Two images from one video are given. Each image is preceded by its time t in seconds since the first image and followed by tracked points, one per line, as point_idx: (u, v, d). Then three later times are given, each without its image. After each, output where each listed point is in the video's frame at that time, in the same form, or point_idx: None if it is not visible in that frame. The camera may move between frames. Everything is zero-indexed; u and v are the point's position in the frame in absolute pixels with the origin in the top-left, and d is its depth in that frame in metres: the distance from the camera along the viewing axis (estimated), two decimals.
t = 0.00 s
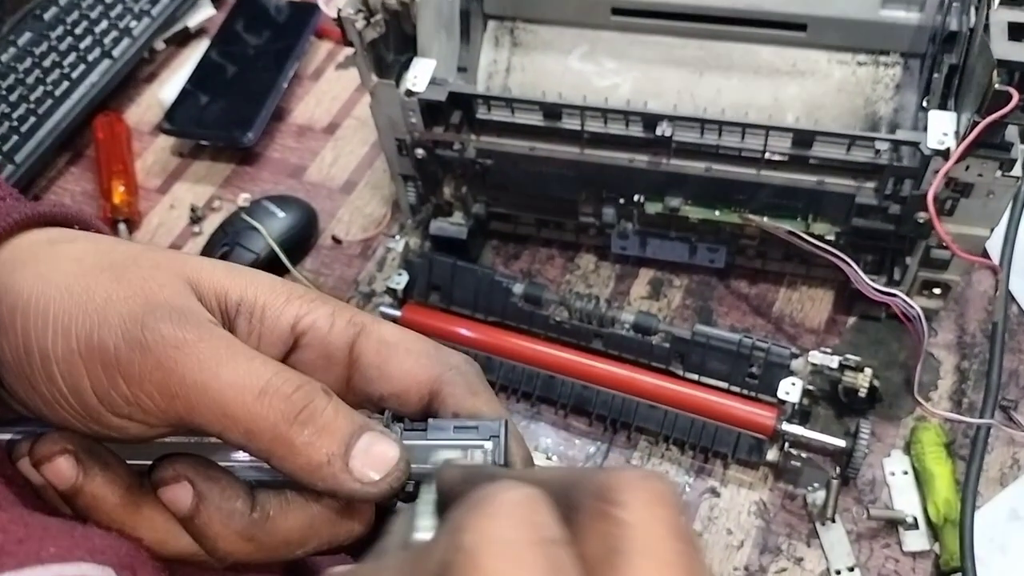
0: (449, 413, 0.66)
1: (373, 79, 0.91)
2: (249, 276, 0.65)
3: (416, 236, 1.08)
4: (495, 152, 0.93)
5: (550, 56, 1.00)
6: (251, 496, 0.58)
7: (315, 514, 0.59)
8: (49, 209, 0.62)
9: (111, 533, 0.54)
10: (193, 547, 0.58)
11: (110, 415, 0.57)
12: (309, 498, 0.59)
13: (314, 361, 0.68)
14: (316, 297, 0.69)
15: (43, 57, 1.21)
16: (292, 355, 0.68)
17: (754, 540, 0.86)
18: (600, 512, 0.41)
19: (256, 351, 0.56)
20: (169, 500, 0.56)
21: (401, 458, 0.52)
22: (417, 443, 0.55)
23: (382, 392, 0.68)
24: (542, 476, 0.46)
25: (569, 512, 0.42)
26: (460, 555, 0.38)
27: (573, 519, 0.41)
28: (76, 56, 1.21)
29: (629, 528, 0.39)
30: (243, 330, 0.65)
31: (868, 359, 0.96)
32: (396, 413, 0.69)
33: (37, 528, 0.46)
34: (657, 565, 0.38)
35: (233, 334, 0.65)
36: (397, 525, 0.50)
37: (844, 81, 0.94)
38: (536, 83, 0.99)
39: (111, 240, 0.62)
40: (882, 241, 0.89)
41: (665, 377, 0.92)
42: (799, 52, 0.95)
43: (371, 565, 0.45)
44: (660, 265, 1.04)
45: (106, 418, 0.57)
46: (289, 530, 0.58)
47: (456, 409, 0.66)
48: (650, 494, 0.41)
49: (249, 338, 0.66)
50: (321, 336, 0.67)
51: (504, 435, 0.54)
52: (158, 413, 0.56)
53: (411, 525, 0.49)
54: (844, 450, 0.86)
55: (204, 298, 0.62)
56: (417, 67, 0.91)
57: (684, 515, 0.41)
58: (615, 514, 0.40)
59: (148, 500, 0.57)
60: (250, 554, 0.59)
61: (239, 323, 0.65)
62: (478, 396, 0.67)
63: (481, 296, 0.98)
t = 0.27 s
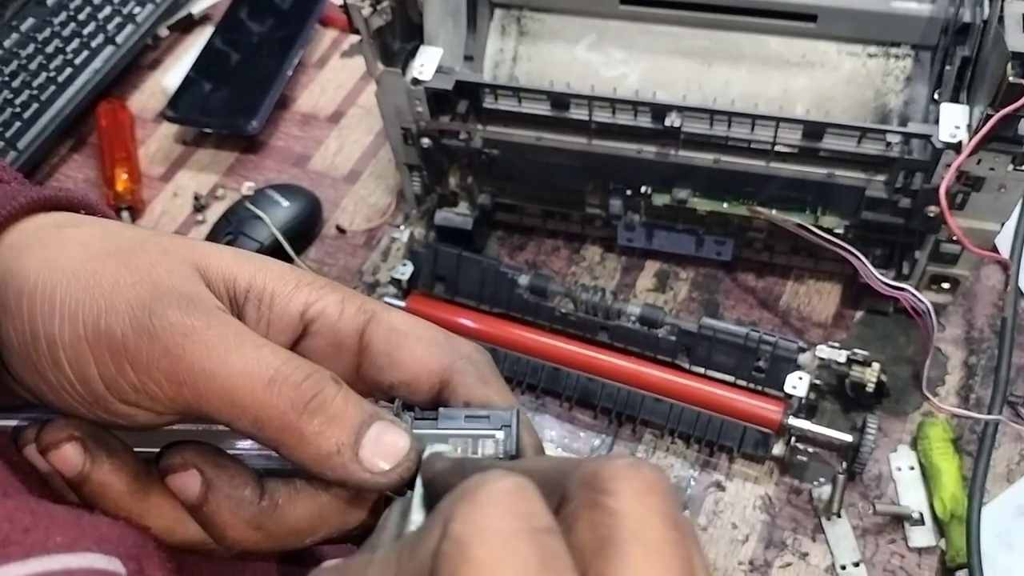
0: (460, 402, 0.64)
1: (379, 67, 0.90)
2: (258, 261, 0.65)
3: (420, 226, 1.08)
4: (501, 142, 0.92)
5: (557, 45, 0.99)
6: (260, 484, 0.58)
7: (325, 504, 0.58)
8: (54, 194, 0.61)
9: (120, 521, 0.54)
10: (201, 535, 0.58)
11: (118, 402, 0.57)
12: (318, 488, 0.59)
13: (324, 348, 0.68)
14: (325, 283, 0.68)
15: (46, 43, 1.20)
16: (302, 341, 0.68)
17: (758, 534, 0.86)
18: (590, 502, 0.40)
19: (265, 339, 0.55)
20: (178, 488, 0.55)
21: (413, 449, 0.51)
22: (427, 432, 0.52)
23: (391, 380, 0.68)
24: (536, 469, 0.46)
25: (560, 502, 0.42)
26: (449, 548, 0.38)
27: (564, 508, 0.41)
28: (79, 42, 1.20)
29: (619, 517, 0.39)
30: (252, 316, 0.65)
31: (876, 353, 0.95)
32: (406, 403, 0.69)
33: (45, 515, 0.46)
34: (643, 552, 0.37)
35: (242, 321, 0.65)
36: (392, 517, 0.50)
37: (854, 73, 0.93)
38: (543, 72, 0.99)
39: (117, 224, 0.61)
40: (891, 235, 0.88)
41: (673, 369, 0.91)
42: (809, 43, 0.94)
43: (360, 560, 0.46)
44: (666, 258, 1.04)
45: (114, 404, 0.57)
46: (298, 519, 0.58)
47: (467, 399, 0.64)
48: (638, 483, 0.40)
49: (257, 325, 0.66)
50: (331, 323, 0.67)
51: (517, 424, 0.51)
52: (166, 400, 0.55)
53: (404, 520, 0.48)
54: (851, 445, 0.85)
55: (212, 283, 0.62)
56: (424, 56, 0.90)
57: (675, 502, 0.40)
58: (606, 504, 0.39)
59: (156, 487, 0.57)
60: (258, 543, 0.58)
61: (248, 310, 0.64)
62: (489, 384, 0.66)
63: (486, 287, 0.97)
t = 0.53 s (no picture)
0: (459, 392, 0.65)
1: (383, 55, 0.89)
2: (256, 249, 0.65)
3: (423, 215, 1.09)
4: (505, 132, 0.92)
5: (563, 35, 0.98)
6: (256, 472, 0.58)
7: (320, 493, 0.59)
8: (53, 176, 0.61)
9: (115, 507, 0.54)
10: (195, 522, 0.57)
11: (114, 389, 0.56)
12: (314, 477, 0.59)
13: (323, 336, 0.68)
14: (324, 270, 0.68)
15: (50, 27, 1.19)
16: (300, 328, 0.67)
17: (757, 529, 0.85)
18: (634, 505, 0.40)
19: (262, 327, 0.55)
20: (173, 476, 0.56)
21: (410, 440, 0.53)
22: (426, 422, 0.56)
23: (390, 367, 0.68)
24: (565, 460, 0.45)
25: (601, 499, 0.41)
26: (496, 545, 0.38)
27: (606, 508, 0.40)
28: (83, 26, 1.20)
29: (664, 522, 0.38)
30: (250, 303, 0.65)
31: (878, 349, 0.95)
32: (404, 391, 0.69)
33: (39, 501, 0.46)
34: (689, 559, 0.37)
35: (240, 308, 0.64)
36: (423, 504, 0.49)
37: (861, 67, 0.92)
38: (549, 63, 0.98)
39: (115, 209, 0.60)
40: (896, 230, 0.88)
41: (673, 363, 0.91)
42: (816, 36, 0.93)
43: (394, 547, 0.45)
44: (669, 251, 1.03)
45: (110, 391, 0.56)
46: (294, 508, 0.58)
47: (465, 388, 0.65)
48: (685, 487, 0.40)
49: (255, 313, 0.65)
50: (330, 311, 0.67)
51: (513, 416, 0.55)
52: (162, 387, 0.55)
53: (435, 508, 0.47)
54: (852, 440, 0.86)
55: (210, 269, 0.62)
56: (429, 44, 0.90)
57: (717, 507, 0.40)
58: (650, 507, 0.39)
59: (152, 474, 0.56)
60: (253, 532, 0.58)
61: (246, 297, 0.64)
62: (489, 373, 0.66)
63: (488, 278, 0.97)
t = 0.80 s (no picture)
0: (454, 384, 0.66)
1: (383, 44, 0.89)
2: (253, 241, 0.65)
3: (423, 205, 1.09)
4: (505, 121, 0.92)
5: (563, 25, 0.98)
6: (252, 463, 0.58)
7: (317, 483, 0.60)
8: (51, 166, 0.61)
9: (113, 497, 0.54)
10: (192, 512, 0.57)
11: (111, 379, 0.56)
12: (309, 468, 0.60)
13: (319, 328, 0.68)
14: (320, 262, 0.68)
15: (50, 16, 1.19)
16: (296, 321, 0.68)
17: (756, 518, 0.86)
18: (643, 495, 0.39)
19: (257, 319, 0.55)
20: (170, 466, 0.56)
21: (405, 431, 0.53)
22: (422, 414, 0.57)
23: (387, 359, 0.69)
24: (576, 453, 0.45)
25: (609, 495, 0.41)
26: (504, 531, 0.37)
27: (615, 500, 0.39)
28: (82, 15, 1.19)
29: (673, 511, 0.38)
30: (247, 295, 0.65)
31: (877, 339, 0.95)
32: (399, 382, 0.70)
33: (38, 489, 0.46)
34: (698, 547, 0.36)
35: (237, 300, 0.65)
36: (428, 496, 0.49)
37: (861, 57, 0.92)
38: (549, 52, 0.98)
39: (111, 200, 0.60)
40: (896, 220, 0.88)
41: (671, 353, 0.91)
42: (817, 26, 0.93)
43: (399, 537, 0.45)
44: (669, 241, 1.03)
45: (107, 382, 0.57)
46: (290, 498, 0.59)
47: (462, 380, 0.65)
48: (693, 478, 0.39)
49: (252, 305, 0.65)
50: (326, 303, 0.67)
51: (508, 408, 0.56)
52: (158, 378, 0.55)
53: (442, 499, 0.47)
54: (850, 430, 0.86)
55: (207, 261, 0.62)
56: (429, 34, 0.90)
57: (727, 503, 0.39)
58: (659, 497, 0.38)
59: (148, 464, 0.57)
60: (249, 523, 0.59)
61: (242, 288, 0.64)
62: (484, 367, 0.67)
63: (488, 268, 0.97)
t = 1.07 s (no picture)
0: (455, 375, 0.66)
1: (382, 45, 0.90)
2: (252, 234, 0.65)
3: (423, 205, 1.08)
4: (504, 121, 0.92)
5: (562, 25, 0.98)
6: (253, 455, 0.59)
7: (318, 475, 0.60)
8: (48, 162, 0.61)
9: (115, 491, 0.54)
10: (194, 504, 0.58)
11: (111, 372, 0.57)
12: (310, 460, 0.60)
13: (319, 321, 0.69)
14: (320, 256, 0.68)
15: (51, 17, 1.19)
16: (296, 314, 0.68)
17: (755, 515, 0.86)
18: (624, 484, 0.40)
19: (257, 312, 0.55)
20: (171, 459, 0.56)
21: (405, 423, 0.54)
22: (422, 406, 0.57)
23: (386, 352, 0.69)
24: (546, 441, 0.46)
25: (590, 483, 0.42)
26: (488, 522, 0.37)
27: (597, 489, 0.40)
28: (84, 16, 1.20)
29: (653, 499, 0.39)
30: (247, 289, 0.65)
31: (876, 337, 0.95)
32: (399, 375, 0.71)
33: (35, 484, 0.47)
34: (678, 534, 0.38)
35: (237, 294, 0.65)
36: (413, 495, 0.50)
37: (860, 56, 0.92)
38: (548, 52, 0.98)
39: (111, 195, 0.61)
40: (894, 219, 0.88)
41: (670, 351, 0.92)
42: (815, 25, 0.93)
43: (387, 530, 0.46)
44: (668, 239, 1.04)
45: (108, 375, 0.57)
46: (290, 490, 0.59)
47: (461, 372, 0.66)
48: (670, 466, 0.40)
49: (252, 298, 0.66)
50: (325, 296, 0.67)
51: (507, 399, 0.57)
52: (158, 372, 0.55)
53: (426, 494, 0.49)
54: (848, 427, 0.86)
55: (206, 256, 0.62)
56: (428, 34, 0.90)
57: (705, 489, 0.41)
58: (639, 486, 0.39)
59: (149, 457, 0.57)
60: (250, 515, 0.59)
61: (243, 282, 0.65)
62: (484, 358, 0.67)
63: (487, 267, 0.97)
